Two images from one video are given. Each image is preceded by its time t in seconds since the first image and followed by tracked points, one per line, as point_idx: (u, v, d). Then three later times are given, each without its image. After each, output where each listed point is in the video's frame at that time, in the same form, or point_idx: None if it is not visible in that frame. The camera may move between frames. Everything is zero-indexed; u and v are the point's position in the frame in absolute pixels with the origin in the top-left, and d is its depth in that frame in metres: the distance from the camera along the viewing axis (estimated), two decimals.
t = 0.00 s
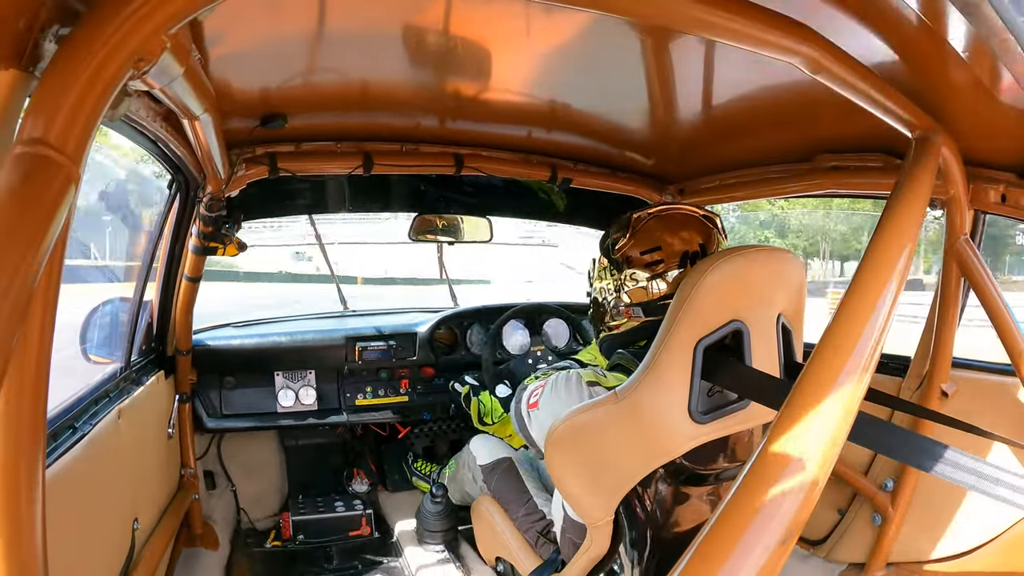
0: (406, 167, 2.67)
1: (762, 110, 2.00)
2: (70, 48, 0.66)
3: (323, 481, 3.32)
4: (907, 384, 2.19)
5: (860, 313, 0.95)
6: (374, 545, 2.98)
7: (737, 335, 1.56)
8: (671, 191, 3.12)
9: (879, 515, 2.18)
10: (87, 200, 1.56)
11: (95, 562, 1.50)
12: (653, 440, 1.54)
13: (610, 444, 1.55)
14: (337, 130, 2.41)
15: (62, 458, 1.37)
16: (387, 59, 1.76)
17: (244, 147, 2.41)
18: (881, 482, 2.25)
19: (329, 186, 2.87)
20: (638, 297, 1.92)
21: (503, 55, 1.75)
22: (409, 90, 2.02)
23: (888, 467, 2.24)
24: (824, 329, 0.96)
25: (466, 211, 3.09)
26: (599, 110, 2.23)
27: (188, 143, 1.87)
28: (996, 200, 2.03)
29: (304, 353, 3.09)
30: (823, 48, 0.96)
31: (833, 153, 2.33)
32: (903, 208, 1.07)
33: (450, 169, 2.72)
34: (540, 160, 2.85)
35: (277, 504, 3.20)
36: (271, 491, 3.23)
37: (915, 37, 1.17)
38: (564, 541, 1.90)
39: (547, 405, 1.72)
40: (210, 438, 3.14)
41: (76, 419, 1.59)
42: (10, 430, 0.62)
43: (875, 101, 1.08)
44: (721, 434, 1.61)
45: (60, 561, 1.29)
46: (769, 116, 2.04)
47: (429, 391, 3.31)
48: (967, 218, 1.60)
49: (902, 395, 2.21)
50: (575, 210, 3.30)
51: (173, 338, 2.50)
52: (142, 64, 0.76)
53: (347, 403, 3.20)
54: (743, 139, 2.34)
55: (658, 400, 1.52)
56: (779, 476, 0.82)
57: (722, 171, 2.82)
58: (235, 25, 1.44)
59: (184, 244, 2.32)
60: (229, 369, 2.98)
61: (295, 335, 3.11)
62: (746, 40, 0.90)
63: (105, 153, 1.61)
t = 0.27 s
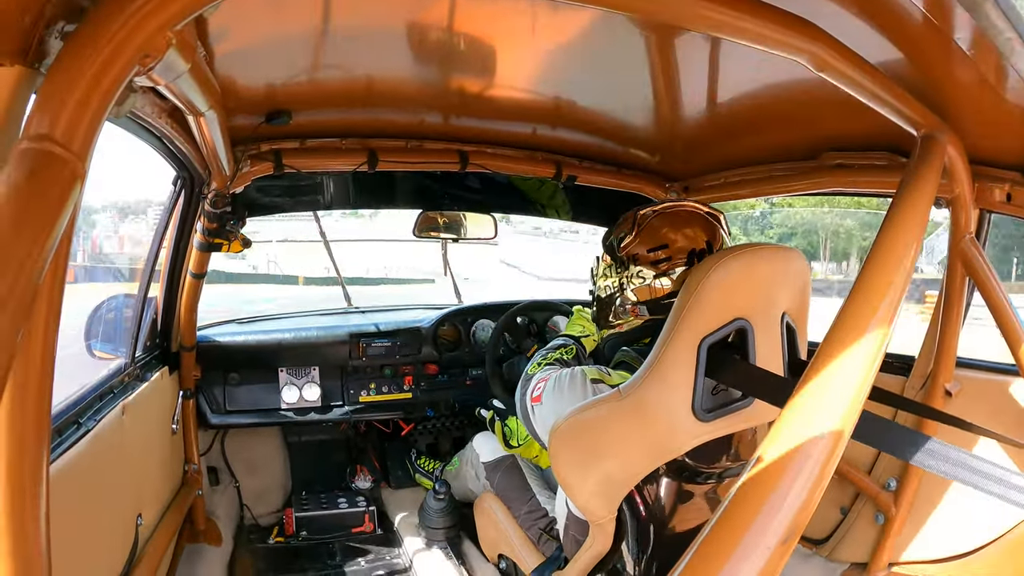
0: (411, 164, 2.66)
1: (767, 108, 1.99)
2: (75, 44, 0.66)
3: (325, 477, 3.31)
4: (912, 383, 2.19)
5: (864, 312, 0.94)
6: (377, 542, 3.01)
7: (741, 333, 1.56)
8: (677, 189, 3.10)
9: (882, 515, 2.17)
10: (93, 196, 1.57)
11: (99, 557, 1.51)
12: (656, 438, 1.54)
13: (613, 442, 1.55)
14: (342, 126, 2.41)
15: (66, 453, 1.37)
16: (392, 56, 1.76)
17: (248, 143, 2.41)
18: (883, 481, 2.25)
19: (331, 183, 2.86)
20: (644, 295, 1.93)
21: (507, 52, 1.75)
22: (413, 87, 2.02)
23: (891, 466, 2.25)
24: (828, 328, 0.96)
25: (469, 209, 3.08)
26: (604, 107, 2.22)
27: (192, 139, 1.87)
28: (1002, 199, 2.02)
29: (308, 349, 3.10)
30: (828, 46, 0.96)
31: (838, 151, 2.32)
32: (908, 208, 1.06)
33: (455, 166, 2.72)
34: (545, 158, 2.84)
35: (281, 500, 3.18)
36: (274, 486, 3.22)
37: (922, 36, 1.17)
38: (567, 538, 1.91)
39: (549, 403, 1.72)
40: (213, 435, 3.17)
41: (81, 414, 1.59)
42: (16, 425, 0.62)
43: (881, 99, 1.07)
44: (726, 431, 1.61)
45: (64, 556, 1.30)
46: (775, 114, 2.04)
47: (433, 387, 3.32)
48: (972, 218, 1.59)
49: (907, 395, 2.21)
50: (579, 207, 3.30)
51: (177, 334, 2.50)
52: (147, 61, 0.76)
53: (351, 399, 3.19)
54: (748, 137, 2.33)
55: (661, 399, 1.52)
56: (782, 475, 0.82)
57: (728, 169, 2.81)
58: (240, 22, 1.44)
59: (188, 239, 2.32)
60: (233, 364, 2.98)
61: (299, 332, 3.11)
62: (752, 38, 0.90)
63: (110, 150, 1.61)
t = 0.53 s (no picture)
0: (412, 165, 2.67)
1: (768, 112, 2.00)
2: (76, 41, 0.66)
3: (323, 478, 3.31)
4: (911, 388, 2.19)
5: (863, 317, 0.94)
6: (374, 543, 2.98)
7: (740, 337, 1.56)
8: (677, 193, 3.11)
9: (881, 519, 2.18)
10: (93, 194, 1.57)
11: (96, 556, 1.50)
12: (655, 441, 1.54)
13: (611, 445, 1.55)
14: (343, 126, 2.41)
15: (65, 450, 1.38)
16: (394, 57, 1.76)
17: (249, 143, 2.41)
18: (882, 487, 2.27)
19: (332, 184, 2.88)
20: (643, 297, 1.92)
21: (509, 54, 1.75)
22: (415, 87, 2.02)
23: (889, 470, 2.26)
24: (828, 333, 0.96)
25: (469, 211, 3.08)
26: (605, 110, 2.22)
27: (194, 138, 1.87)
28: (1002, 206, 2.02)
29: (307, 349, 3.09)
30: (830, 51, 0.96)
31: (839, 155, 2.33)
32: (908, 213, 1.06)
33: (456, 167, 2.72)
34: (546, 159, 2.84)
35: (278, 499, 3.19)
36: (272, 486, 3.22)
37: (923, 41, 1.17)
38: (564, 539, 1.90)
39: (549, 404, 1.72)
40: (213, 433, 3.15)
41: (79, 412, 1.60)
42: (15, 418, 0.63)
43: (882, 104, 1.07)
44: (726, 435, 1.61)
45: (61, 554, 1.30)
46: (776, 118, 2.04)
47: (431, 388, 3.31)
48: (972, 224, 1.59)
49: (905, 400, 2.22)
50: (580, 209, 3.30)
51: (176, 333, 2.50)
52: (149, 60, 0.76)
53: (350, 399, 3.18)
54: (749, 141, 2.34)
55: (660, 402, 1.52)
56: (781, 478, 0.82)
57: (729, 172, 2.81)
58: (242, 21, 1.44)
59: (189, 238, 2.32)
60: (233, 363, 2.98)
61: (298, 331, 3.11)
62: (753, 41, 0.90)
63: (112, 148, 1.62)
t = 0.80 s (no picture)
0: (412, 166, 2.67)
1: (768, 112, 2.00)
2: (76, 43, 0.66)
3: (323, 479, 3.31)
4: (911, 388, 2.19)
5: (862, 318, 0.94)
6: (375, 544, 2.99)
7: (741, 337, 1.56)
8: (676, 193, 3.12)
9: (880, 519, 2.20)
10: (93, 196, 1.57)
11: (97, 558, 1.50)
12: (657, 442, 1.55)
13: (612, 445, 1.55)
14: (343, 128, 2.42)
15: (66, 452, 1.38)
16: (394, 58, 1.76)
17: (249, 144, 2.42)
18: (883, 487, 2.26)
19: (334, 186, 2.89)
20: (642, 296, 1.91)
21: (509, 55, 1.75)
22: (415, 89, 2.02)
23: (890, 471, 2.25)
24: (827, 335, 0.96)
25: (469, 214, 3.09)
26: (605, 111, 2.23)
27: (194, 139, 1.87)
28: (1002, 205, 2.02)
29: (307, 350, 3.09)
30: (830, 51, 0.96)
31: (839, 155, 2.33)
32: (908, 214, 1.06)
33: (456, 168, 2.72)
34: (546, 160, 2.85)
35: (280, 500, 3.18)
36: (273, 484, 3.21)
37: (922, 41, 1.17)
38: (564, 542, 1.91)
39: (544, 411, 1.73)
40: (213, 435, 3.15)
41: (80, 414, 1.60)
42: (16, 418, 0.62)
43: (882, 104, 1.07)
44: (728, 435, 1.61)
45: (62, 556, 1.30)
46: (775, 118, 2.04)
47: (432, 390, 3.29)
48: (972, 223, 1.59)
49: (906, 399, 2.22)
50: (580, 209, 3.30)
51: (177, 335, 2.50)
52: (150, 62, 0.76)
53: (350, 400, 3.18)
54: (748, 141, 2.34)
55: (661, 403, 1.52)
56: (782, 478, 0.81)
57: (729, 173, 2.81)
58: (242, 22, 1.44)
59: (189, 239, 2.32)
60: (233, 365, 2.98)
61: (298, 333, 3.11)
62: (754, 41, 0.90)
63: (112, 149, 1.62)
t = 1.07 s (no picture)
0: (413, 167, 2.67)
1: (769, 114, 2.00)
2: (77, 44, 0.66)
3: (324, 481, 3.32)
4: (913, 389, 2.19)
5: (863, 319, 0.94)
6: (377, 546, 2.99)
7: (742, 339, 1.56)
8: (677, 194, 3.12)
9: (882, 521, 2.23)
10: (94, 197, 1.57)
11: (98, 558, 1.50)
12: (659, 443, 1.54)
13: (614, 446, 1.55)
14: (344, 129, 2.42)
15: (67, 452, 1.38)
16: (395, 60, 1.76)
17: (251, 145, 2.42)
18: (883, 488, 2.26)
19: (335, 187, 2.90)
20: (648, 296, 1.92)
21: (510, 56, 1.75)
22: (415, 90, 2.03)
23: (891, 472, 2.26)
24: (827, 337, 0.96)
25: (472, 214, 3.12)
26: (606, 112, 2.23)
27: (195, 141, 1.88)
28: (1004, 206, 2.02)
29: (308, 352, 3.09)
30: (830, 52, 0.96)
31: (840, 157, 2.33)
32: (909, 215, 1.06)
33: (457, 170, 2.72)
34: (546, 161, 2.85)
35: (281, 499, 3.21)
36: (273, 487, 3.22)
37: (923, 42, 1.17)
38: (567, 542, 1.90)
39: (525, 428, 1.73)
40: (214, 436, 3.14)
41: (81, 415, 1.60)
42: (17, 418, 0.63)
43: (883, 106, 1.07)
44: (730, 436, 1.61)
45: (63, 555, 1.30)
46: (776, 119, 2.04)
47: (433, 391, 3.27)
48: (973, 224, 1.59)
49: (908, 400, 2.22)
50: (580, 210, 3.30)
51: (178, 336, 2.51)
52: (151, 63, 0.76)
53: (351, 402, 3.17)
54: (749, 142, 2.34)
55: (663, 404, 1.52)
56: (783, 478, 0.81)
57: (730, 174, 2.81)
58: (243, 24, 1.44)
59: (190, 241, 2.32)
60: (235, 366, 2.98)
61: (300, 334, 3.11)
62: (754, 43, 0.90)
63: (113, 150, 1.62)
